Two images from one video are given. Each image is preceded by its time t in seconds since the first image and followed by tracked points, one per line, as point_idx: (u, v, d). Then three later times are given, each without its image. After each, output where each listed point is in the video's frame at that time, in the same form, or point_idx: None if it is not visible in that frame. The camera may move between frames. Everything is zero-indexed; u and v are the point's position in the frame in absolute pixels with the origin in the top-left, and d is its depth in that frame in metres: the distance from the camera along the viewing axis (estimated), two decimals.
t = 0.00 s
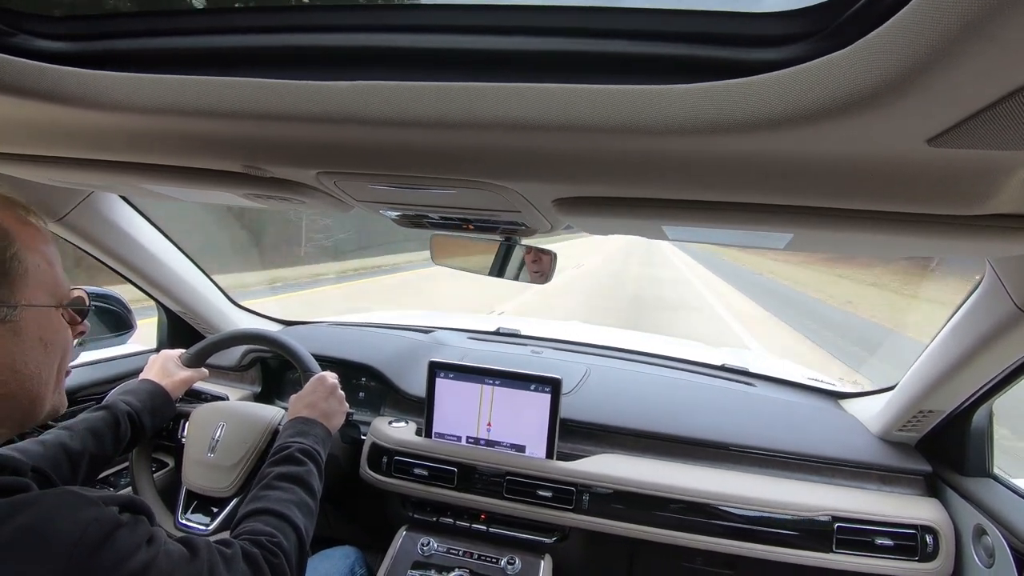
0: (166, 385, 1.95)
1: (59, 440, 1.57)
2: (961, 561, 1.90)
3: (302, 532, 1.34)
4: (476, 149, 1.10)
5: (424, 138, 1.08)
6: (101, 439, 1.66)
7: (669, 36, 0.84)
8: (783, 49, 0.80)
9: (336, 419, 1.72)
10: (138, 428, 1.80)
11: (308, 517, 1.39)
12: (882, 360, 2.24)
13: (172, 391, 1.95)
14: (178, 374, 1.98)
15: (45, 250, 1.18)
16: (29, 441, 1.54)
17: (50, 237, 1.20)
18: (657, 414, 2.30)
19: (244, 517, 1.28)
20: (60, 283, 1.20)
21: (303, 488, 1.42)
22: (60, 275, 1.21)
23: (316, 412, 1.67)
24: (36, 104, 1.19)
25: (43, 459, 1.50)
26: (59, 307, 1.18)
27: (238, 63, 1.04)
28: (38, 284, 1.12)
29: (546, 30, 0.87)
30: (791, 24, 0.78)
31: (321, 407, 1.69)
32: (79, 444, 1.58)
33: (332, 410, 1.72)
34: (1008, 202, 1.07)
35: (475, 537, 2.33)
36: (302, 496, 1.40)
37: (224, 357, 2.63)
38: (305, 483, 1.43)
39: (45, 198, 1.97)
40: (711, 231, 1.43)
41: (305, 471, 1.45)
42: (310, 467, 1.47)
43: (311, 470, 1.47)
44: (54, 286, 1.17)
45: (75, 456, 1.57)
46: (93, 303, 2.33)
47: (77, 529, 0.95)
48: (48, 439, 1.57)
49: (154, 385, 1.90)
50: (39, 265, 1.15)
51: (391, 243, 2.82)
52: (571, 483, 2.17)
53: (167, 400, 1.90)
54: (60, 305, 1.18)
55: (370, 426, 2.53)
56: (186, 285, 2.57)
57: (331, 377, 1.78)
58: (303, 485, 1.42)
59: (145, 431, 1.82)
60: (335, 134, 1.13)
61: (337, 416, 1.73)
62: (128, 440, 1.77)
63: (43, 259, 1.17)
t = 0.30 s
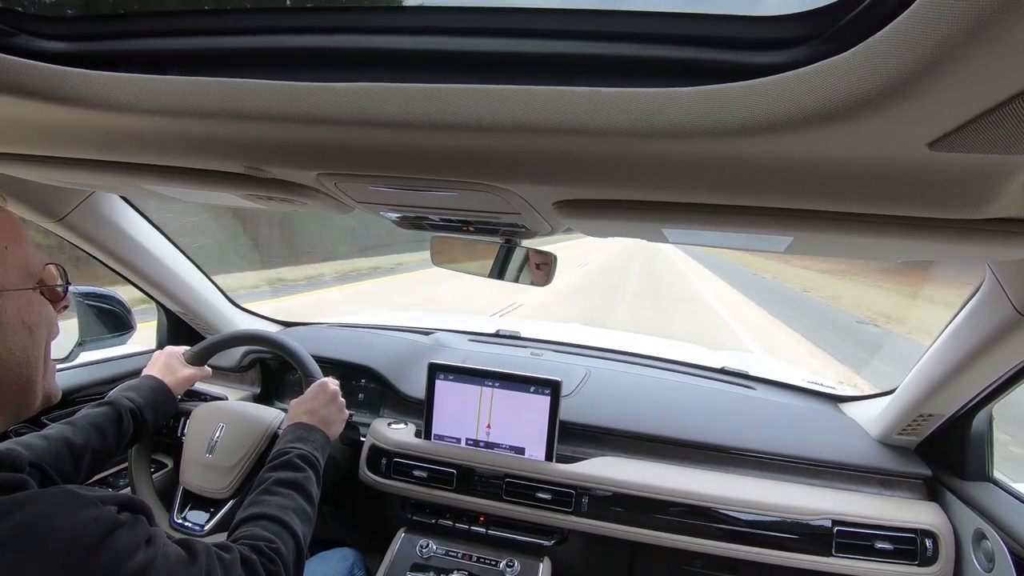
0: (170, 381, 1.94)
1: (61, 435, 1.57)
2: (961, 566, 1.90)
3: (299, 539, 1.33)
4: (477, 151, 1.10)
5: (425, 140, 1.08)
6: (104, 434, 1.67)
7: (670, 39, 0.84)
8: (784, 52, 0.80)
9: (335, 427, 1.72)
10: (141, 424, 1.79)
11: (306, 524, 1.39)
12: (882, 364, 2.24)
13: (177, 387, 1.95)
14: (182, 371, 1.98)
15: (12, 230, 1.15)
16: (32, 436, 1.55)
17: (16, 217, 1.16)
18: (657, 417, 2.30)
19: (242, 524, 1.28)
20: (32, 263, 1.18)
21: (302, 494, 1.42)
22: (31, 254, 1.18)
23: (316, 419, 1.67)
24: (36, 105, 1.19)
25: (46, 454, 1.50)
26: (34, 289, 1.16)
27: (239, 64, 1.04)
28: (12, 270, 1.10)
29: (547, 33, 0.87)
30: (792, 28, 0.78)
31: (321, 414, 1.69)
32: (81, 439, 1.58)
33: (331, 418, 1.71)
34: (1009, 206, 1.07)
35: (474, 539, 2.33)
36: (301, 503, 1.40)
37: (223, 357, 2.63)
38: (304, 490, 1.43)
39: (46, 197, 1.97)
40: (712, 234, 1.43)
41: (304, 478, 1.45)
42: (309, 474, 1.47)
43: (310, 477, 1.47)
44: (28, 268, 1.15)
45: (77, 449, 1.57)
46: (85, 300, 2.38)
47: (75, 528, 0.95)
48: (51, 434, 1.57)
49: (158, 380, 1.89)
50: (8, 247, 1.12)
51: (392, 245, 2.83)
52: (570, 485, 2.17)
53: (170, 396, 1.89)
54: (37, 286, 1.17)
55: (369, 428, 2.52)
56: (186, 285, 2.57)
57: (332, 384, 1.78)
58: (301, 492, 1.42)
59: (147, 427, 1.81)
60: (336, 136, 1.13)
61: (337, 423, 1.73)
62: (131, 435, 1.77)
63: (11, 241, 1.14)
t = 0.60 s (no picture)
0: (172, 383, 1.96)
1: (66, 437, 1.58)
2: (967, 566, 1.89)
3: (303, 537, 1.33)
4: (479, 151, 1.10)
5: (426, 140, 1.08)
6: (108, 436, 1.68)
7: (672, 38, 0.84)
8: (786, 50, 0.79)
9: (338, 424, 1.72)
10: (144, 426, 1.80)
11: (310, 521, 1.39)
12: (886, 363, 2.23)
13: (179, 389, 1.96)
14: (185, 372, 1.99)
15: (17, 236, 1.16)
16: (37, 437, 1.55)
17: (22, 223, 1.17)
18: (660, 417, 2.29)
19: (246, 522, 1.29)
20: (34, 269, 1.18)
21: (306, 492, 1.42)
22: (33, 260, 1.19)
23: (319, 417, 1.67)
24: (39, 106, 1.19)
25: (50, 456, 1.50)
26: (35, 296, 1.16)
27: (240, 65, 1.04)
28: (13, 277, 1.10)
29: (548, 33, 0.86)
30: (794, 26, 0.78)
31: (324, 412, 1.69)
32: (85, 442, 1.59)
33: (334, 416, 1.71)
34: (1013, 204, 1.06)
35: (477, 539, 2.33)
36: (304, 500, 1.40)
37: (227, 358, 2.64)
38: (307, 488, 1.43)
39: (50, 199, 1.98)
40: (714, 233, 1.42)
41: (308, 476, 1.45)
42: (312, 472, 1.47)
43: (313, 475, 1.47)
44: (29, 274, 1.15)
45: (82, 453, 1.58)
46: (89, 300, 2.42)
47: (78, 532, 0.95)
48: (54, 436, 1.57)
49: (159, 382, 1.91)
50: (10, 254, 1.13)
51: (394, 245, 2.83)
52: (573, 485, 2.17)
53: (173, 398, 1.91)
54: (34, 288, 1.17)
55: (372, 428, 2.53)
56: (190, 286, 2.58)
57: (335, 382, 1.78)
58: (305, 490, 1.42)
59: (150, 428, 1.83)
60: (338, 136, 1.13)
61: (340, 421, 1.73)
62: (134, 437, 1.78)
63: (14, 247, 1.15)
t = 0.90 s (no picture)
0: (168, 388, 1.95)
1: (59, 450, 1.56)
2: (968, 566, 1.88)
3: (304, 529, 1.34)
4: (480, 151, 1.10)
5: (427, 140, 1.08)
6: (102, 446, 1.67)
7: (674, 38, 0.83)
8: (788, 51, 0.79)
9: (339, 417, 1.72)
10: (140, 433, 1.80)
11: (311, 513, 1.39)
12: (886, 364, 2.23)
13: (174, 394, 1.95)
14: (179, 377, 1.97)
15: None
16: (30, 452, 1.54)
17: None
18: (661, 417, 2.29)
19: (248, 513, 1.29)
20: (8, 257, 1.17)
21: (307, 484, 1.42)
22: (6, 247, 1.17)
23: (320, 411, 1.67)
24: (41, 107, 1.20)
25: (49, 467, 1.50)
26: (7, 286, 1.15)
27: (241, 66, 1.04)
28: None
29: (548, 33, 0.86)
30: (795, 26, 0.78)
31: (325, 406, 1.69)
32: (80, 453, 1.59)
33: (335, 409, 1.71)
34: (1016, 204, 1.06)
35: (478, 539, 2.33)
36: (305, 492, 1.40)
37: (229, 358, 2.64)
38: (309, 479, 1.43)
39: (52, 199, 1.99)
40: (715, 233, 1.42)
41: (309, 468, 1.45)
42: (313, 465, 1.48)
43: (315, 468, 1.47)
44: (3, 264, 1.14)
45: (76, 463, 1.58)
46: (89, 300, 2.50)
47: (71, 526, 0.95)
48: (47, 450, 1.55)
49: (155, 389, 1.90)
50: None
51: (395, 245, 2.83)
52: (574, 485, 2.17)
53: (167, 404, 1.90)
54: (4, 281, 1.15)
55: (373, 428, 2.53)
56: (192, 286, 2.59)
57: (335, 375, 1.77)
58: (306, 482, 1.42)
59: (146, 435, 1.83)
60: (339, 136, 1.13)
61: (341, 414, 1.73)
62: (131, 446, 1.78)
63: None
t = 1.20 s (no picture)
0: (165, 386, 1.93)
1: (55, 452, 1.58)
2: (963, 566, 1.89)
3: (301, 524, 1.34)
4: (479, 149, 1.10)
5: (426, 138, 1.08)
6: (98, 447, 1.69)
7: (674, 38, 0.83)
8: (788, 52, 0.79)
9: (338, 413, 1.72)
10: (136, 433, 1.80)
11: (308, 509, 1.39)
12: (884, 365, 2.23)
13: (170, 392, 1.93)
14: (175, 375, 1.96)
15: None
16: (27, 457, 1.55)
17: None
18: (658, 417, 2.29)
19: (244, 509, 1.29)
20: None
21: (304, 480, 1.42)
22: None
23: (317, 407, 1.67)
24: (37, 102, 1.19)
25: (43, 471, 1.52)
26: None
27: (239, 62, 1.04)
28: None
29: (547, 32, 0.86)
30: (794, 27, 0.78)
31: (323, 402, 1.69)
32: (75, 456, 1.60)
33: (332, 404, 1.71)
34: (1013, 206, 1.06)
35: (475, 537, 2.33)
36: (303, 488, 1.40)
37: (226, 355, 2.64)
38: (306, 475, 1.43)
39: (49, 194, 1.99)
40: (713, 233, 1.43)
41: (306, 464, 1.45)
42: (311, 461, 1.47)
43: (312, 463, 1.47)
44: None
45: (71, 466, 1.58)
46: (87, 296, 2.47)
47: (61, 520, 0.95)
48: (44, 452, 1.58)
49: (151, 387, 1.88)
50: None
51: (394, 243, 2.83)
52: (571, 484, 2.17)
53: (163, 402, 1.89)
54: None
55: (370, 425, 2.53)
56: (189, 282, 2.58)
57: (330, 370, 1.76)
58: (303, 478, 1.42)
59: (143, 436, 1.82)
60: (337, 134, 1.13)
61: (338, 409, 1.72)
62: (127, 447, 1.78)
63: None
